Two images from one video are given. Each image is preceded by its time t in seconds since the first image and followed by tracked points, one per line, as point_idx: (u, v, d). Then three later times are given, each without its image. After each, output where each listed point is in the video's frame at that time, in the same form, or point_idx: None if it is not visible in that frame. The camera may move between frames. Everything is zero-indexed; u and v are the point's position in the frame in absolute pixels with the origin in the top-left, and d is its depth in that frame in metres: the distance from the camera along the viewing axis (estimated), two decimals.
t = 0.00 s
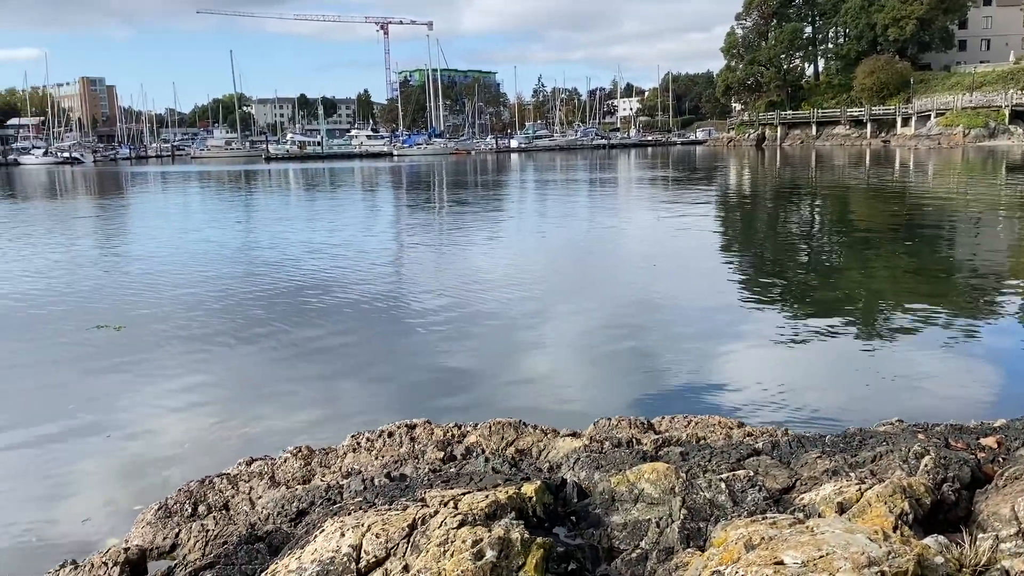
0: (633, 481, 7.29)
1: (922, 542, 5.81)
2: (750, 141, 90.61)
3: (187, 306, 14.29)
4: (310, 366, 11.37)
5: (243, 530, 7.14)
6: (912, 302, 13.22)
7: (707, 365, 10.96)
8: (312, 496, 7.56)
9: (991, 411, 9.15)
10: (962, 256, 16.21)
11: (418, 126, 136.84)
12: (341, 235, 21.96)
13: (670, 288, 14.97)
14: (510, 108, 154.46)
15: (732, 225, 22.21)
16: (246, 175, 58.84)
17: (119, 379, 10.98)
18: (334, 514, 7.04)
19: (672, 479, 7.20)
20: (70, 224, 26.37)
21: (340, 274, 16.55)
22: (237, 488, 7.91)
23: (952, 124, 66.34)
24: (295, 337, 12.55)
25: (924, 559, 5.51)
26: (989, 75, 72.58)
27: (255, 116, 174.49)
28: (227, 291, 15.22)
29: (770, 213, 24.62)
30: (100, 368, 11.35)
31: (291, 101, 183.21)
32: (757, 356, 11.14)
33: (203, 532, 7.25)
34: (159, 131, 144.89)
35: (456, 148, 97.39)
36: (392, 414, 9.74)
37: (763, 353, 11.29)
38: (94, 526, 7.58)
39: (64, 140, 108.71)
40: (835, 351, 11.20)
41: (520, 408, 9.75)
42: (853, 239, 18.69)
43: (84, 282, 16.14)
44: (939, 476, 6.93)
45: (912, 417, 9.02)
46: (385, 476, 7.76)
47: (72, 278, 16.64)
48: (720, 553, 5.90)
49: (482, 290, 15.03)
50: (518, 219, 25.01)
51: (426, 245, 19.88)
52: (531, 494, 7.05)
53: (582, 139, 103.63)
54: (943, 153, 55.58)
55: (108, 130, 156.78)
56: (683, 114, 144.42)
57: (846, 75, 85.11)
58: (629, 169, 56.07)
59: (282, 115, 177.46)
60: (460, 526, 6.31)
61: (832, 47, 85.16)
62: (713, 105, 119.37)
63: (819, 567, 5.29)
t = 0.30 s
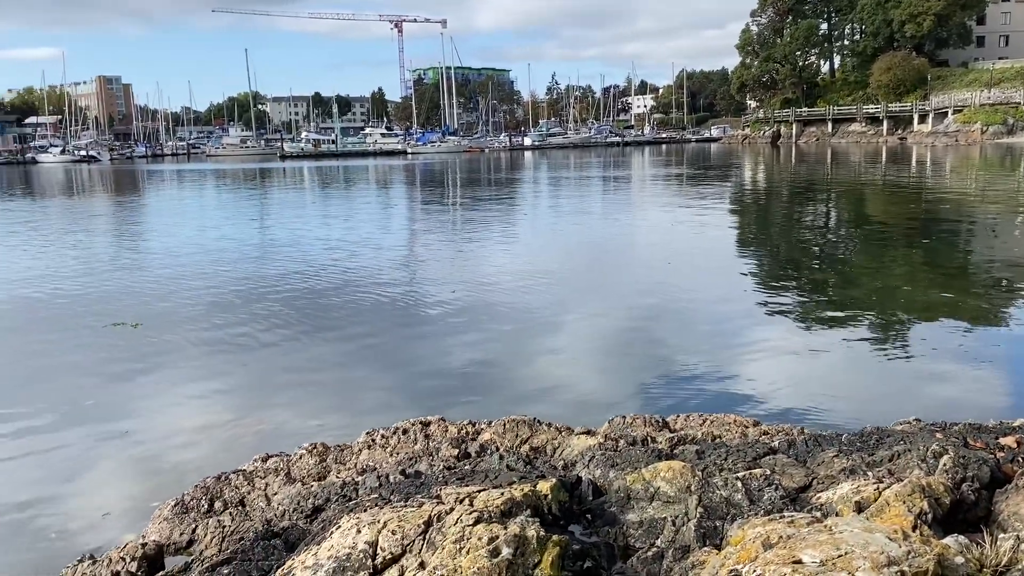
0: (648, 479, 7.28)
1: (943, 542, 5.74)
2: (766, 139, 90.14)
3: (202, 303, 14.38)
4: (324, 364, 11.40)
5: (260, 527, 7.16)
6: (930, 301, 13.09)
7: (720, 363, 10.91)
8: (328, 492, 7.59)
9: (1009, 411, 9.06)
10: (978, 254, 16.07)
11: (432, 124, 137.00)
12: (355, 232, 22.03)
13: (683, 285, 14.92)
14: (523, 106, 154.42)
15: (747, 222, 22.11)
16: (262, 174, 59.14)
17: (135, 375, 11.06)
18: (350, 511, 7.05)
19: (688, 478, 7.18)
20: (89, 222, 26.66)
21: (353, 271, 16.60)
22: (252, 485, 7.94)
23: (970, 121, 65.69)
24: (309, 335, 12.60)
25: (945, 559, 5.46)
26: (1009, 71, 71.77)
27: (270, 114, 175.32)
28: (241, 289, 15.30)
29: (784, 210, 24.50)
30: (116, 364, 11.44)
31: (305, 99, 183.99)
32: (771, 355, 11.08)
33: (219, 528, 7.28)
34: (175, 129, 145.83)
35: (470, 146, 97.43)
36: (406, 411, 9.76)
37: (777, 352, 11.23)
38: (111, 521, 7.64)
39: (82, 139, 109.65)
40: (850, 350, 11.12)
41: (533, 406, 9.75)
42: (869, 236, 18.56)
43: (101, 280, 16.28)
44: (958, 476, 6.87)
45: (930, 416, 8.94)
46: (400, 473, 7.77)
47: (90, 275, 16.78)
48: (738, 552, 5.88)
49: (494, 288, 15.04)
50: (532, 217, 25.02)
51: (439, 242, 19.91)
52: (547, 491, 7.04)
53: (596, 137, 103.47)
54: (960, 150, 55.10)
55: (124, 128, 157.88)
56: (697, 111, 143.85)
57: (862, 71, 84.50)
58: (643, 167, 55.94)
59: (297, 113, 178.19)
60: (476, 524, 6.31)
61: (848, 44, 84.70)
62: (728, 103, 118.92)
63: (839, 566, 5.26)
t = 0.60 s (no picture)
0: (666, 477, 7.24)
1: (965, 542, 5.69)
2: (782, 136, 89.71)
3: (218, 300, 14.48)
4: (339, 361, 11.44)
5: (277, 522, 7.19)
6: (948, 300, 13.00)
7: (736, 362, 10.87)
8: (345, 489, 7.61)
9: None
10: (997, 253, 15.95)
11: (446, 122, 137.19)
12: (370, 230, 22.11)
13: (698, 284, 14.90)
14: (538, 104, 154.35)
15: (763, 220, 22.04)
16: (279, 171, 59.42)
17: (153, 372, 11.15)
18: (366, 507, 7.06)
19: (706, 476, 7.15)
20: (110, 218, 27.00)
21: (368, 269, 16.66)
22: (269, 481, 7.97)
23: (989, 119, 65.11)
24: (324, 332, 12.65)
25: (968, 559, 5.40)
26: None
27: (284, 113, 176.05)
28: (257, 286, 15.39)
29: (801, 208, 24.41)
30: (133, 361, 11.55)
31: (320, 98, 184.63)
32: (788, 354, 11.02)
33: (237, 524, 7.31)
34: (191, 127, 146.79)
35: (484, 144, 97.50)
36: (421, 409, 9.78)
37: (793, 351, 11.17)
38: (129, 516, 7.70)
39: (102, 137, 110.75)
40: (867, 349, 11.05)
41: (548, 404, 9.75)
42: (886, 235, 18.45)
43: (119, 277, 16.42)
44: (980, 476, 6.80)
45: (950, 415, 8.86)
46: (416, 470, 7.77)
47: (108, 272, 16.94)
48: (758, 550, 5.85)
49: (508, 286, 15.05)
50: (547, 215, 25.05)
51: (454, 240, 19.97)
52: (564, 489, 7.02)
53: (611, 134, 103.37)
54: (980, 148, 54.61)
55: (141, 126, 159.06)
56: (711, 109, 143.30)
57: (880, 68, 84.02)
58: (659, 164, 55.82)
59: (311, 111, 178.86)
60: (493, 521, 6.30)
61: (866, 41, 84.25)
62: (743, 100, 118.44)
63: (861, 565, 5.21)
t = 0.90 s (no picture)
0: (682, 475, 7.23)
1: (986, 541, 5.64)
2: (798, 133, 89.22)
3: (234, 297, 14.58)
4: (354, 358, 11.49)
5: (294, 518, 7.23)
6: (965, 298, 12.91)
7: (751, 360, 10.84)
8: (361, 485, 7.64)
9: None
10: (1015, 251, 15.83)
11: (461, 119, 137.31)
12: (385, 228, 22.19)
13: (713, 281, 14.86)
14: (552, 102, 154.19)
15: (779, 218, 21.96)
16: (295, 169, 59.69)
17: (171, 368, 11.23)
18: (382, 503, 7.08)
19: (722, 474, 7.13)
20: (130, 215, 27.32)
21: (383, 267, 16.73)
22: (286, 477, 8.01)
23: (1009, 115, 64.49)
24: (339, 329, 12.71)
25: (989, 558, 5.35)
26: None
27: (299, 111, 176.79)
28: (272, 283, 15.47)
29: (817, 206, 24.31)
30: (152, 357, 11.64)
31: (334, 96, 185.27)
32: (804, 353, 10.97)
33: (254, 519, 7.35)
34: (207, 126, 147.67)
35: (499, 141, 97.48)
36: (436, 406, 9.82)
37: (809, 349, 11.11)
38: (148, 511, 7.75)
39: (120, 134, 111.55)
40: (883, 347, 10.98)
41: (562, 401, 9.75)
42: (903, 233, 18.34)
43: (136, 274, 16.55)
44: (1001, 476, 6.74)
45: (968, 414, 8.80)
46: (432, 467, 7.79)
47: (126, 269, 17.09)
48: (776, 548, 5.83)
49: (522, 283, 15.07)
50: (561, 212, 25.07)
51: (468, 238, 20.02)
52: (580, 486, 7.01)
53: (626, 132, 103.16)
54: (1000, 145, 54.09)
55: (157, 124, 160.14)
56: (726, 106, 142.64)
57: (898, 65, 83.47)
58: (674, 162, 55.68)
59: (325, 109, 179.53)
60: (509, 518, 6.30)
61: (884, 37, 83.71)
62: (758, 97, 117.88)
63: (880, 563, 5.18)
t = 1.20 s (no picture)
0: (699, 474, 7.21)
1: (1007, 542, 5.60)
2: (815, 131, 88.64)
3: (250, 295, 14.67)
4: (369, 356, 11.53)
5: (310, 514, 7.27)
6: (984, 297, 12.81)
7: (767, 359, 10.80)
8: (377, 481, 7.67)
9: None
10: None
11: (475, 117, 137.32)
12: (400, 226, 22.26)
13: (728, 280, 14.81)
14: (566, 100, 153.93)
15: (795, 217, 21.86)
16: (312, 167, 59.95)
17: (188, 365, 11.33)
18: (398, 500, 7.11)
19: (739, 473, 7.11)
20: (149, 213, 27.62)
21: (398, 264, 16.78)
22: (302, 473, 8.05)
23: None
24: (354, 327, 12.76)
25: (1010, 560, 5.31)
26: None
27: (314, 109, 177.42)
28: (288, 281, 15.56)
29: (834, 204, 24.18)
30: (170, 354, 11.74)
31: (349, 95, 185.82)
32: (819, 352, 10.92)
33: (270, 515, 7.40)
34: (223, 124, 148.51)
35: (514, 139, 97.45)
36: (451, 403, 9.83)
37: (825, 349, 11.06)
38: (166, 506, 7.82)
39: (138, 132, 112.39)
40: (899, 347, 10.91)
41: (577, 400, 9.75)
42: (921, 232, 18.21)
43: (154, 271, 16.69)
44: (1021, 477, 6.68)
45: (986, 415, 8.74)
46: (447, 464, 7.81)
47: (144, 266, 17.25)
48: (794, 548, 5.80)
49: (536, 281, 15.08)
50: (576, 210, 25.05)
51: (482, 236, 20.04)
52: (596, 485, 7.01)
53: (640, 130, 102.93)
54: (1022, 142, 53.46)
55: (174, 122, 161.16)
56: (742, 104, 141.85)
57: (916, 63, 82.76)
58: (689, 160, 55.46)
59: (340, 107, 180.11)
60: (526, 515, 6.30)
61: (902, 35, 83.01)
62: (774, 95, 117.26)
63: (900, 564, 5.15)
